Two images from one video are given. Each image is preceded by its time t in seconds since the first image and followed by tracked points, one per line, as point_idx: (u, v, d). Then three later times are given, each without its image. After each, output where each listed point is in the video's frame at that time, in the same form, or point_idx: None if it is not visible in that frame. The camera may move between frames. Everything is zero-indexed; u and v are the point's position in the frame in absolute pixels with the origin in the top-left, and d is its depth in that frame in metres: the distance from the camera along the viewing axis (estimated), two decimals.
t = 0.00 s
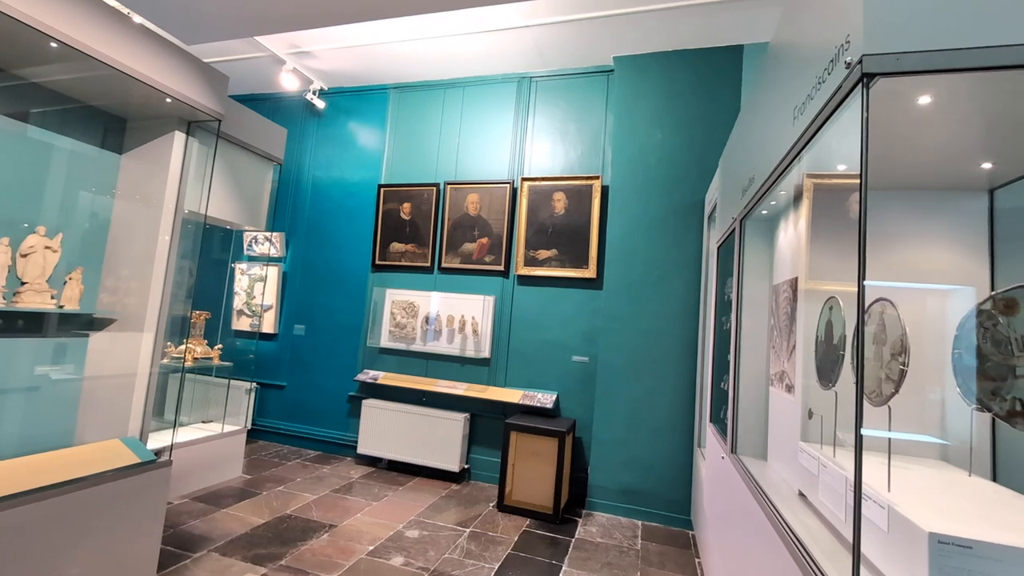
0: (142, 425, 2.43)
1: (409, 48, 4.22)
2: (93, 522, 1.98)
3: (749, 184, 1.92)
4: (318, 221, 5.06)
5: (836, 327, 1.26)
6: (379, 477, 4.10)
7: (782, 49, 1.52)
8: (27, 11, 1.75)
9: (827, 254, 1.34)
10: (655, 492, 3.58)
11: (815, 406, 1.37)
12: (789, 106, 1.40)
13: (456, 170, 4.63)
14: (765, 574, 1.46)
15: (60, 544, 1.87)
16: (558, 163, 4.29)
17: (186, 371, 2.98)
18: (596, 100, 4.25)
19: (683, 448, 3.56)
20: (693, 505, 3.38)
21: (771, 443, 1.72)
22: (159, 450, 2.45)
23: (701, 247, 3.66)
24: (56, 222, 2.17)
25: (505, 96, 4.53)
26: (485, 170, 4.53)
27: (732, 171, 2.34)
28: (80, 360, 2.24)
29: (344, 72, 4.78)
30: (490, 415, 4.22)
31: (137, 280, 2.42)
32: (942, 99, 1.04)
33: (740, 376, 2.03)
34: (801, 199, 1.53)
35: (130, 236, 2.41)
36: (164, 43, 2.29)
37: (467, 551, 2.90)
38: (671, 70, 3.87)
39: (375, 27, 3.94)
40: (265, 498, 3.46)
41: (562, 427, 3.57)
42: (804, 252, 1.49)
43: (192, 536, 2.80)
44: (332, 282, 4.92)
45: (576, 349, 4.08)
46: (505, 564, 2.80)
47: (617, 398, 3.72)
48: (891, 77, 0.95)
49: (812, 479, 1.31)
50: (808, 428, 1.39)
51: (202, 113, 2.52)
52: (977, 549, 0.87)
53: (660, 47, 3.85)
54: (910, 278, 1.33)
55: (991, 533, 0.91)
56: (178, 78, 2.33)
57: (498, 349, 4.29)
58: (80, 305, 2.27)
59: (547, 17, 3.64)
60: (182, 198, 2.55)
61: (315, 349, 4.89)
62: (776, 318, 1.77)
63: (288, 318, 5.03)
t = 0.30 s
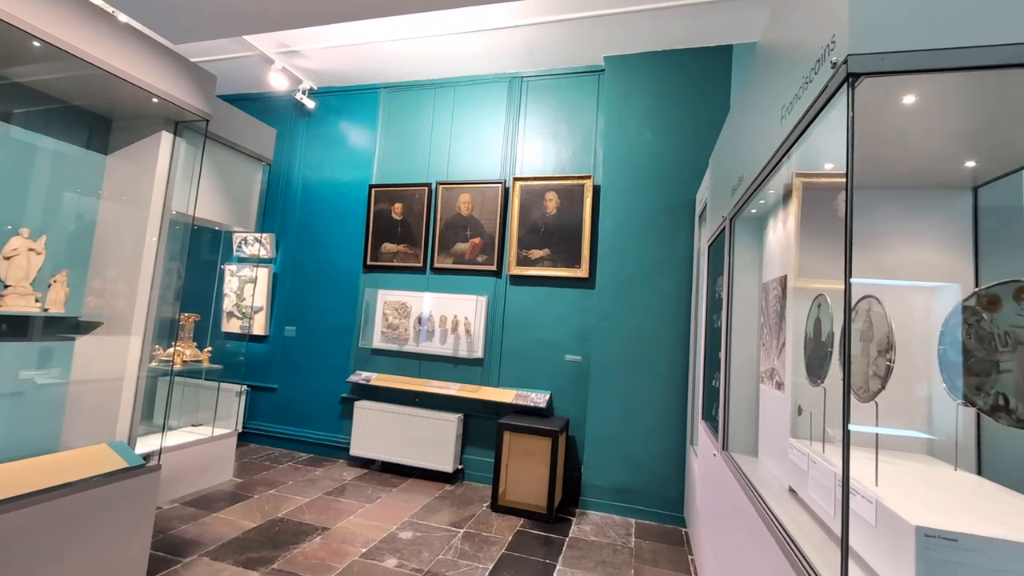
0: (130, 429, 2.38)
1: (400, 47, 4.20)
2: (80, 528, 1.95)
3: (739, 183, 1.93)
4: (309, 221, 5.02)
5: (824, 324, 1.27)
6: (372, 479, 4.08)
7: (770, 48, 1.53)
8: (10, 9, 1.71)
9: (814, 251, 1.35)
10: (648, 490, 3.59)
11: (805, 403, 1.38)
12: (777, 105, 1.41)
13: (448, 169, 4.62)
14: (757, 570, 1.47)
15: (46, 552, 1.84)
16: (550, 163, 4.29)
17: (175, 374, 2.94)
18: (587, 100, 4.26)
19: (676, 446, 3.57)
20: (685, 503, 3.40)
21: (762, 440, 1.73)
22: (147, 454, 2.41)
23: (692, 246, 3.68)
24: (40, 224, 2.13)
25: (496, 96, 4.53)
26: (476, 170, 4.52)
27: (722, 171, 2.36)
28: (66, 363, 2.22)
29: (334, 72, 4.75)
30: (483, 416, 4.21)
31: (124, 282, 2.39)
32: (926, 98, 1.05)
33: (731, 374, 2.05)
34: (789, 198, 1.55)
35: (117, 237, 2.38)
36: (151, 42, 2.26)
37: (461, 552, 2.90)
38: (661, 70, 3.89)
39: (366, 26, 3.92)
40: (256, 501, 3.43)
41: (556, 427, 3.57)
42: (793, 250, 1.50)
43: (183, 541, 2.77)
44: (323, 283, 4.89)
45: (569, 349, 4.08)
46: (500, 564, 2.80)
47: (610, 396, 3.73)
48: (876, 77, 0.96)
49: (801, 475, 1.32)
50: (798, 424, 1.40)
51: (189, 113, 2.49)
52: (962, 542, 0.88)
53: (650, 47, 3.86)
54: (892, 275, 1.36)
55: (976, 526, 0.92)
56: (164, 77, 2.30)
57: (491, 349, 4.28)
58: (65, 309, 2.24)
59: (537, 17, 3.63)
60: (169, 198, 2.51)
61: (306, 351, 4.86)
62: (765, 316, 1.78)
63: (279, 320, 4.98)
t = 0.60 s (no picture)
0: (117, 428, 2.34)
1: (389, 47, 4.19)
2: (67, 535, 1.92)
3: (726, 182, 1.95)
4: (298, 223, 4.98)
5: (810, 321, 1.28)
6: (364, 481, 4.07)
7: (755, 49, 1.55)
8: None
9: (800, 250, 1.37)
10: (640, 488, 3.61)
11: (792, 399, 1.39)
12: (762, 105, 1.43)
13: (438, 170, 4.61)
14: (746, 565, 1.48)
15: (31, 561, 1.80)
16: (541, 163, 4.30)
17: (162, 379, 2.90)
18: (578, 100, 4.27)
19: (668, 444, 3.60)
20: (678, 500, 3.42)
21: (751, 437, 1.75)
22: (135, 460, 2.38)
23: (682, 245, 3.71)
24: (23, 227, 2.11)
25: (487, 97, 4.53)
26: (467, 171, 4.52)
27: (710, 170, 2.37)
28: (50, 369, 2.20)
29: (322, 72, 4.72)
30: (476, 416, 4.21)
31: (109, 286, 2.36)
32: (907, 98, 1.07)
33: (721, 372, 2.07)
34: (775, 198, 1.57)
35: (102, 240, 2.35)
36: (136, 43, 2.23)
37: (454, 553, 2.89)
38: (651, 70, 3.91)
39: (354, 26, 3.90)
40: (247, 505, 3.40)
41: (548, 426, 3.58)
42: (779, 249, 1.52)
43: (172, 547, 2.74)
44: (314, 284, 4.85)
45: (561, 348, 4.09)
46: (493, 564, 2.79)
47: (602, 396, 3.74)
48: (858, 78, 0.98)
49: (789, 471, 1.34)
50: (785, 420, 1.42)
51: (175, 114, 2.46)
52: (945, 534, 0.90)
53: (639, 47, 3.88)
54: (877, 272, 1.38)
55: (958, 517, 0.94)
56: (149, 78, 2.28)
57: (483, 350, 4.28)
58: (49, 313, 2.22)
59: (526, 17, 3.64)
60: (155, 199, 2.46)
61: (297, 353, 4.82)
62: (753, 314, 1.80)
63: (268, 322, 4.94)
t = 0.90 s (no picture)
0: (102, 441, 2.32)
1: (377, 48, 4.17)
2: (52, 546, 1.89)
3: (713, 182, 1.97)
4: (287, 225, 4.94)
5: (796, 318, 1.30)
6: (356, 484, 4.04)
7: (740, 50, 1.56)
8: None
9: (784, 248, 1.39)
10: (633, 487, 3.63)
11: (779, 396, 1.41)
12: (747, 105, 1.45)
13: (428, 171, 4.60)
14: (736, 560, 1.50)
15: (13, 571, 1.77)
16: (530, 163, 4.31)
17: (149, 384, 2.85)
18: (567, 101, 4.29)
19: (659, 442, 3.62)
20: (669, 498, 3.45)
21: (740, 434, 1.77)
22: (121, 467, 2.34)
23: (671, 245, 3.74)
24: (7, 231, 2.08)
25: (476, 98, 4.53)
26: (457, 171, 4.51)
27: (698, 170, 2.39)
28: (32, 377, 2.14)
29: (310, 73, 4.69)
30: (468, 418, 4.20)
31: (93, 290, 2.32)
32: (886, 98, 1.09)
33: (710, 370, 2.09)
34: (760, 197, 1.58)
35: (86, 244, 2.31)
36: (119, 44, 2.20)
37: (447, 555, 2.88)
38: (639, 70, 3.94)
39: (342, 27, 3.88)
40: (237, 511, 3.36)
41: (540, 426, 3.58)
42: (765, 247, 1.54)
43: (160, 555, 2.70)
44: (303, 287, 4.81)
45: (552, 348, 4.10)
46: (486, 565, 2.79)
47: (594, 395, 3.75)
48: (838, 78, 0.99)
49: (776, 467, 1.35)
50: (772, 417, 1.44)
51: (160, 116, 2.43)
52: (925, 525, 0.92)
53: (627, 48, 3.91)
54: (860, 269, 1.41)
55: (938, 509, 0.96)
56: (132, 79, 2.24)
57: (475, 351, 4.28)
58: (30, 318, 2.19)
59: (514, 18, 3.65)
60: (140, 201, 2.43)
61: (286, 356, 4.78)
62: (741, 312, 1.82)
63: (257, 326, 4.90)
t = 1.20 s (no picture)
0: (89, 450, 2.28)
1: (366, 48, 4.15)
2: (37, 555, 1.85)
3: (701, 181, 1.99)
4: (275, 227, 4.90)
5: (782, 316, 1.31)
6: (348, 488, 4.02)
7: (725, 50, 1.58)
8: None
9: (769, 247, 1.41)
10: (625, 485, 3.65)
11: (766, 392, 1.43)
12: (732, 105, 1.46)
13: (418, 172, 4.58)
14: (726, 556, 1.51)
15: None
16: (521, 164, 4.32)
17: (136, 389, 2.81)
18: (557, 101, 4.30)
19: (651, 440, 3.64)
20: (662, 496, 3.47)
21: (729, 431, 1.79)
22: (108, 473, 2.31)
23: (661, 244, 3.76)
24: None
25: (466, 98, 4.52)
26: (447, 172, 4.50)
27: (686, 169, 2.41)
28: (11, 382, 2.08)
29: (298, 74, 4.66)
30: (461, 419, 4.20)
31: (78, 295, 2.28)
32: (867, 98, 1.11)
33: (699, 368, 2.11)
34: (746, 196, 1.60)
35: (69, 248, 2.28)
36: (103, 45, 2.17)
37: (441, 557, 2.88)
38: (628, 71, 3.96)
39: (330, 27, 3.85)
40: (227, 517, 3.33)
41: (532, 426, 3.58)
42: (752, 246, 1.56)
43: (148, 562, 2.66)
44: (293, 289, 4.77)
45: (544, 348, 4.11)
46: (479, 567, 2.78)
47: (586, 394, 3.76)
48: (820, 79, 1.00)
49: (764, 463, 1.37)
50: (760, 413, 1.45)
51: (144, 118, 2.39)
52: (909, 518, 0.93)
53: (617, 48, 3.92)
54: (846, 267, 1.42)
55: (921, 502, 0.98)
56: (114, 79, 2.21)
57: (467, 352, 4.27)
58: (12, 324, 2.11)
59: (503, 18, 3.64)
60: (126, 205, 2.41)
61: (276, 360, 4.73)
62: (729, 310, 1.83)
63: (246, 329, 4.85)
